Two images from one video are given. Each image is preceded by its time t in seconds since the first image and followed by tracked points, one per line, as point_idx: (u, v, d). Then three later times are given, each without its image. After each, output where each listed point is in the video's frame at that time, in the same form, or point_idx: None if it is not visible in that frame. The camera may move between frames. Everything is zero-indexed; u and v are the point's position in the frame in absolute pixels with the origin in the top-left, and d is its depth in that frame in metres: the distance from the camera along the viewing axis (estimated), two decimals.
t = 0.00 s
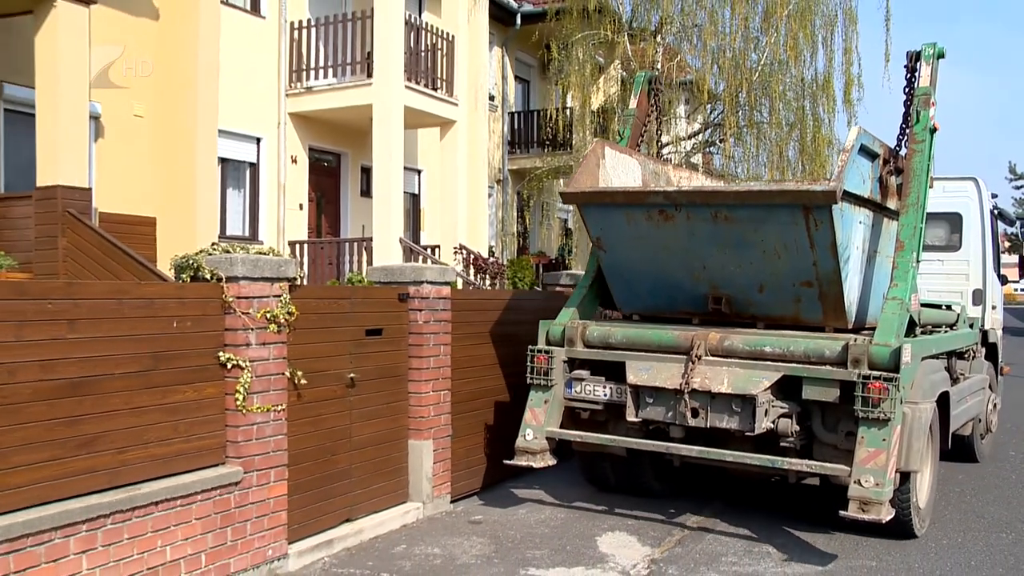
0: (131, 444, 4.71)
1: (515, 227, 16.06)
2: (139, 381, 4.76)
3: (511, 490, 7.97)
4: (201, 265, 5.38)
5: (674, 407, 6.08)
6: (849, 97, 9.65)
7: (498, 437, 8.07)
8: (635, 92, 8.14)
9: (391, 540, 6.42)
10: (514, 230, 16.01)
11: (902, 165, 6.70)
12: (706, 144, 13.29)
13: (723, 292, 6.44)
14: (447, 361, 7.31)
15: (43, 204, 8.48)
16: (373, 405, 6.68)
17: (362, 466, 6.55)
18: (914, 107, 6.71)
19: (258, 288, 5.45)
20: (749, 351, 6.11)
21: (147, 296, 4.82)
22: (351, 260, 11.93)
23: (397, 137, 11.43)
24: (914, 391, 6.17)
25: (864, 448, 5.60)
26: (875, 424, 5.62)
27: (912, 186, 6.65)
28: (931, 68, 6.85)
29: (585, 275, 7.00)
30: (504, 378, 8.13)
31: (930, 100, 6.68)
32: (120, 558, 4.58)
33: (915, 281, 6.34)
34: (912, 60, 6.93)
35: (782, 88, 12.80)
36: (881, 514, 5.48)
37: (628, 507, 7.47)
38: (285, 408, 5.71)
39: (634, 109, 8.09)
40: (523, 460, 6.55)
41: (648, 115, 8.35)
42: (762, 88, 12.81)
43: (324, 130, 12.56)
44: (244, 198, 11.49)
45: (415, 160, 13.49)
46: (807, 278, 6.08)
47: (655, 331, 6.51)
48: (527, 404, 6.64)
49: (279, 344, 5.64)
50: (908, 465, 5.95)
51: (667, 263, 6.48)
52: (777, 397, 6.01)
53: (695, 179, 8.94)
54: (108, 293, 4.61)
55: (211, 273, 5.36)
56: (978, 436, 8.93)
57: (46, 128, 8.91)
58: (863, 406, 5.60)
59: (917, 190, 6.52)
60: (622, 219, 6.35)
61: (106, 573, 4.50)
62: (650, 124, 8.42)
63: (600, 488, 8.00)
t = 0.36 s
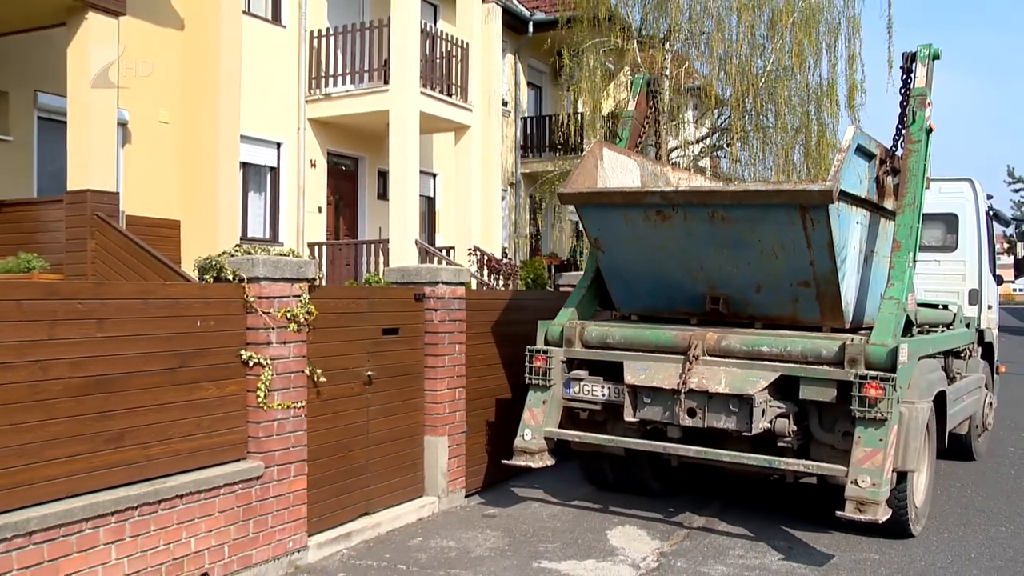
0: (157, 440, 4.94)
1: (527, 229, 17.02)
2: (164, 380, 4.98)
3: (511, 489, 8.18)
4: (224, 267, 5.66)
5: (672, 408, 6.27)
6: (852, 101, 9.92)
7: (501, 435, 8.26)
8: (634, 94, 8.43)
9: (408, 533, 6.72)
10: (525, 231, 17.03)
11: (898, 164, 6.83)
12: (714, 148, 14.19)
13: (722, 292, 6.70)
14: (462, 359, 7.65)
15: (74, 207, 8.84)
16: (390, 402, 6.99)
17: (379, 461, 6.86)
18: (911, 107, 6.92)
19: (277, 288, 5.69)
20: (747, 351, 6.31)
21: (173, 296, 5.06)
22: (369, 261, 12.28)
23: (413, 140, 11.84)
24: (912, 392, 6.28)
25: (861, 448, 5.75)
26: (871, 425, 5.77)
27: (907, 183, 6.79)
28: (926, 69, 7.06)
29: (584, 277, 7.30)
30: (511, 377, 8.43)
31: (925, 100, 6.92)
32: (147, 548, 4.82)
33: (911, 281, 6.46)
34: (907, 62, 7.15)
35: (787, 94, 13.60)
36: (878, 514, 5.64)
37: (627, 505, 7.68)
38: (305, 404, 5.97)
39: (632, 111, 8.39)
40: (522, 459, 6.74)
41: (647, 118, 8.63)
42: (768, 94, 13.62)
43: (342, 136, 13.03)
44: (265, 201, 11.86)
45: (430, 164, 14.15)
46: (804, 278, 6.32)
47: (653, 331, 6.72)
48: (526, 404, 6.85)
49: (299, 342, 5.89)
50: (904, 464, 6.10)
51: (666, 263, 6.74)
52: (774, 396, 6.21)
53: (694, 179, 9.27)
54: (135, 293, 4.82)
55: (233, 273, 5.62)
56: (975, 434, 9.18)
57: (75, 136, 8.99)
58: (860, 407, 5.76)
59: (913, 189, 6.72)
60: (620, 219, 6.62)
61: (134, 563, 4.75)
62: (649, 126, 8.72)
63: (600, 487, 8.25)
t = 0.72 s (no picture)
0: (182, 434, 5.15)
1: (538, 232, 18.11)
2: (191, 373, 5.21)
3: (513, 486, 8.46)
4: (246, 267, 5.90)
5: (668, 407, 6.47)
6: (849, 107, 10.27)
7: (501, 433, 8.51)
8: (633, 95, 8.96)
9: (423, 525, 7.04)
10: (537, 233, 18.11)
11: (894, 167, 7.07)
12: (719, 153, 16.37)
13: (719, 291, 7.01)
14: (476, 357, 8.06)
15: (104, 212, 9.09)
16: (408, 399, 7.37)
17: (397, 456, 7.19)
18: (905, 110, 7.15)
19: (297, 288, 5.93)
20: (742, 350, 6.46)
21: (197, 296, 5.27)
22: (385, 261, 12.86)
23: (429, 144, 12.43)
24: (905, 391, 6.32)
25: (856, 448, 5.85)
26: (865, 424, 5.87)
27: (902, 184, 7.09)
28: (919, 72, 7.23)
29: (583, 277, 7.65)
30: (515, 376, 8.75)
31: (919, 103, 7.11)
32: (174, 537, 5.03)
33: (905, 281, 6.60)
34: (900, 65, 7.34)
35: (789, 101, 15.67)
36: (870, 514, 5.68)
37: (626, 503, 7.86)
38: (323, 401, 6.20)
39: (630, 113, 8.77)
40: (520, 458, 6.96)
41: (643, 122, 9.01)
42: (770, 102, 15.68)
43: (360, 142, 13.67)
44: (286, 205, 12.47)
45: (445, 168, 14.89)
46: (800, 278, 6.61)
47: (651, 331, 6.91)
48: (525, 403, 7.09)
49: (318, 341, 6.14)
50: (898, 462, 6.06)
51: (663, 263, 7.06)
52: (771, 395, 6.35)
53: (690, 181, 9.69)
54: (160, 293, 5.03)
55: (255, 275, 5.86)
56: (967, 431, 9.47)
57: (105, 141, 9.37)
58: (855, 405, 5.88)
59: (908, 190, 7.00)
60: (617, 220, 6.96)
61: (162, 552, 4.95)
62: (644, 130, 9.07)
63: (598, 485, 8.47)
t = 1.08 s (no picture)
0: (204, 431, 5.34)
1: (552, 233, 18.41)
2: (211, 374, 5.40)
3: (517, 486, 8.51)
4: (266, 269, 6.07)
5: (670, 408, 6.61)
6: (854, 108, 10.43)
7: (505, 432, 8.54)
8: (635, 97, 9.00)
9: (438, 521, 7.23)
10: (550, 235, 18.42)
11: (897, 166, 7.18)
12: (729, 156, 16.57)
13: (721, 292, 7.19)
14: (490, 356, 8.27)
15: (127, 214, 9.33)
16: (424, 396, 7.59)
17: (412, 453, 7.39)
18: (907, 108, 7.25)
19: (315, 289, 6.12)
20: (745, 351, 6.62)
21: (218, 297, 5.47)
22: (401, 262, 13.19)
23: (444, 146, 12.72)
24: (909, 392, 6.43)
25: (858, 450, 5.96)
26: (868, 426, 5.98)
27: (905, 184, 7.12)
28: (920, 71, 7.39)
29: (585, 278, 7.84)
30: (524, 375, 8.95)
31: (921, 102, 7.24)
32: (195, 532, 5.21)
33: (908, 280, 6.73)
34: (902, 64, 7.49)
35: (798, 104, 16.02)
36: (873, 516, 5.80)
37: (629, 504, 7.89)
38: (341, 399, 6.40)
39: (633, 114, 8.93)
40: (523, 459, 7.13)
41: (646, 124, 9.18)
42: (779, 105, 16.05)
43: (375, 145, 13.98)
44: (304, 207, 12.79)
45: (460, 171, 15.20)
46: (802, 278, 6.78)
47: (652, 332, 7.08)
48: (527, 405, 7.28)
49: (336, 340, 6.34)
50: (901, 464, 6.21)
51: (665, 263, 7.25)
52: (773, 396, 6.48)
53: (693, 181, 9.89)
54: (182, 293, 5.23)
55: (276, 275, 6.04)
56: (971, 432, 9.61)
57: (129, 146, 9.56)
58: (857, 407, 5.97)
59: (910, 189, 7.05)
60: (618, 220, 7.14)
61: (183, 545, 5.13)
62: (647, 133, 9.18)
63: (601, 486, 8.50)
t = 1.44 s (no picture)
0: (214, 431, 5.36)
1: (562, 233, 18.43)
2: (221, 374, 5.41)
3: (519, 488, 8.48)
4: (276, 269, 6.10)
5: (674, 411, 6.56)
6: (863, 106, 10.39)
7: (509, 432, 8.41)
8: (640, 95, 8.95)
9: (448, 521, 7.23)
10: (560, 235, 18.42)
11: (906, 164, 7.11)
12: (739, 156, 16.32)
13: (726, 292, 7.16)
14: (500, 356, 8.27)
15: (138, 215, 9.35)
16: (434, 396, 7.58)
17: (422, 453, 7.39)
18: (916, 105, 7.19)
19: (326, 289, 6.13)
20: (750, 352, 6.58)
21: (228, 297, 5.49)
22: (411, 262, 13.23)
23: (453, 146, 12.75)
24: (917, 395, 6.38)
25: (865, 454, 5.92)
26: (875, 429, 5.93)
27: (913, 182, 7.05)
28: (930, 66, 7.33)
29: (589, 277, 7.83)
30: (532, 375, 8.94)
31: (931, 98, 7.17)
32: (206, 532, 5.22)
33: (916, 280, 6.68)
34: (911, 60, 7.44)
35: (809, 104, 15.96)
36: (880, 522, 5.77)
37: (633, 507, 7.86)
38: (351, 399, 6.41)
39: (639, 112, 8.90)
40: (525, 463, 7.11)
41: (652, 121, 9.16)
42: (790, 104, 15.99)
43: (385, 145, 14.02)
44: (314, 207, 12.83)
45: (469, 171, 15.23)
46: (808, 278, 6.75)
47: (656, 333, 7.07)
48: (530, 407, 7.27)
49: (346, 340, 6.35)
50: (909, 468, 6.18)
51: (669, 263, 7.22)
52: (777, 398, 6.44)
53: (700, 179, 9.86)
54: (192, 293, 5.24)
55: (287, 275, 6.06)
56: (981, 433, 9.55)
57: (140, 146, 9.56)
58: (864, 410, 5.92)
59: (918, 187, 6.98)
60: (622, 220, 7.12)
61: (195, 545, 5.14)
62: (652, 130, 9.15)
63: (604, 488, 8.47)
